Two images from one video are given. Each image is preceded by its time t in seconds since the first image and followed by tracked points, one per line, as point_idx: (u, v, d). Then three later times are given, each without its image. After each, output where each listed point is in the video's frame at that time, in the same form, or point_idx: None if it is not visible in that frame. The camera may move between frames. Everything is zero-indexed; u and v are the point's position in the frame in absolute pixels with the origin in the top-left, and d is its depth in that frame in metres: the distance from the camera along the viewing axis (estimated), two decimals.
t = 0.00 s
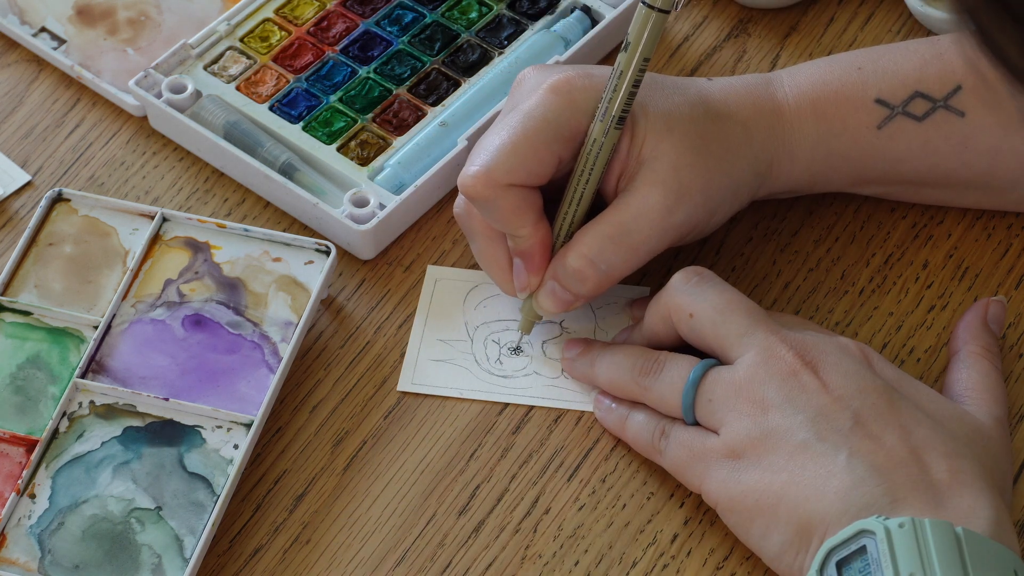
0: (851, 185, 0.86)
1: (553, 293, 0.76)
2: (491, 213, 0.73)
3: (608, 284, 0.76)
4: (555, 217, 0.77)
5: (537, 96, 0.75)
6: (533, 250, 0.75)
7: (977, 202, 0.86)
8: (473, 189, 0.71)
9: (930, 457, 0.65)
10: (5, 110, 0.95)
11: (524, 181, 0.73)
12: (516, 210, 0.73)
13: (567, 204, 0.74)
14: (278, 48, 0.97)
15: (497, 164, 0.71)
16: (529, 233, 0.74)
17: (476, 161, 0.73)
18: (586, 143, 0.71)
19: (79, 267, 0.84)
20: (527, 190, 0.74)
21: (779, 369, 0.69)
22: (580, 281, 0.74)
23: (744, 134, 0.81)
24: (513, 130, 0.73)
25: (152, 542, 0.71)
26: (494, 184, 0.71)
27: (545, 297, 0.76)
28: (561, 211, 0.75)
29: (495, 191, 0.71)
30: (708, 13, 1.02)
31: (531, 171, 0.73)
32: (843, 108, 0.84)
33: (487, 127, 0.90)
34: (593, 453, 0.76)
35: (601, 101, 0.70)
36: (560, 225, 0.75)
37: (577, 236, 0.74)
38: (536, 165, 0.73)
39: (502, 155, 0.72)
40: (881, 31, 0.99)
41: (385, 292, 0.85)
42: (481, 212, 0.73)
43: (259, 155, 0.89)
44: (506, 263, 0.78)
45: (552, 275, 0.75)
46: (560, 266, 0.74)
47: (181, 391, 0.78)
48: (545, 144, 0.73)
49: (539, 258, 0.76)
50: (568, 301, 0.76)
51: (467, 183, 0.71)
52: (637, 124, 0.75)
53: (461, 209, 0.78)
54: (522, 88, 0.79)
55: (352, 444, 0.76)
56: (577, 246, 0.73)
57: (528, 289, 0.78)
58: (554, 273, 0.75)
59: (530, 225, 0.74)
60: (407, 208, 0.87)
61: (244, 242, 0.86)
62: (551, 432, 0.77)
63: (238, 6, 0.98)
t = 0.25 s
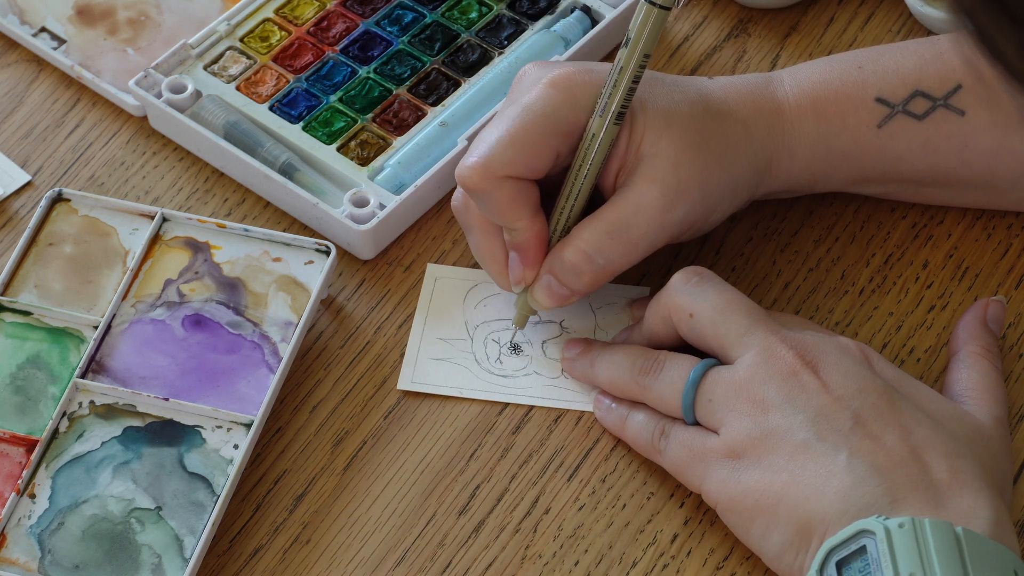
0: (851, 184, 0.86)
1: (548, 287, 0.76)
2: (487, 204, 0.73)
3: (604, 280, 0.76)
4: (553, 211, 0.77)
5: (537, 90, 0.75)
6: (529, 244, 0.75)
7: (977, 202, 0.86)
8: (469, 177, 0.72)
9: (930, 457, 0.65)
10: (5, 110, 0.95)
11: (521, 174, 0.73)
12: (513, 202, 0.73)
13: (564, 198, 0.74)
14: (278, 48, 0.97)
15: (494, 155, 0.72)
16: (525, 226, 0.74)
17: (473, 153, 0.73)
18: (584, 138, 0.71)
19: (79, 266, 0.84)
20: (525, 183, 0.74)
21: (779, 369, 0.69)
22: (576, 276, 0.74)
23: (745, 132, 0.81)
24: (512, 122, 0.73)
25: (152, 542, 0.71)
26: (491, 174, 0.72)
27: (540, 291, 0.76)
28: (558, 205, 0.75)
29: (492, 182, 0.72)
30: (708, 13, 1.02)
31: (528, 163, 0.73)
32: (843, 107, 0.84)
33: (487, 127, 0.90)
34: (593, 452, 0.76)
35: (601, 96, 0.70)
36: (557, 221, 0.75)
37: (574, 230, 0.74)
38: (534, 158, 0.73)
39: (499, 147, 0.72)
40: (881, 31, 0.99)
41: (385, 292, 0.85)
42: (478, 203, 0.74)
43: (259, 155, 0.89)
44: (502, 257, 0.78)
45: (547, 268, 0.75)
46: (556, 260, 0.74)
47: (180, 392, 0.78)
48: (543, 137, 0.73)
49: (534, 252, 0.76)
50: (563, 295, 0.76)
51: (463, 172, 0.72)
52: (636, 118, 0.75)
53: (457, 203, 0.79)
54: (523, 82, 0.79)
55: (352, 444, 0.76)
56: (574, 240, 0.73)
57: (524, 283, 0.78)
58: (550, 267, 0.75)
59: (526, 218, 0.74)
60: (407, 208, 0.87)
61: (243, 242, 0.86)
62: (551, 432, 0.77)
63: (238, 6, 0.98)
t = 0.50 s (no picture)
0: (852, 186, 0.86)
1: (545, 298, 0.75)
2: (485, 215, 0.73)
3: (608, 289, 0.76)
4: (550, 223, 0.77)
5: (537, 100, 0.75)
6: (527, 255, 0.75)
7: (978, 203, 0.86)
8: (467, 187, 0.71)
9: (929, 458, 0.65)
10: (5, 110, 0.96)
11: (519, 184, 0.73)
12: (511, 213, 0.73)
13: (562, 208, 0.74)
14: (278, 48, 0.97)
15: (493, 165, 0.71)
16: (521, 238, 0.74)
17: (471, 163, 0.73)
18: (583, 149, 0.71)
19: (79, 266, 0.84)
20: (522, 194, 0.74)
21: (779, 371, 0.69)
22: (579, 285, 0.74)
23: (745, 139, 0.81)
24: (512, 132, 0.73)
25: (152, 542, 0.71)
26: (490, 184, 0.71)
27: (537, 302, 0.76)
28: (556, 218, 0.75)
29: (490, 191, 0.72)
30: (708, 13, 1.01)
31: (528, 172, 0.73)
32: (843, 112, 0.84)
33: (487, 128, 0.90)
34: (593, 453, 0.76)
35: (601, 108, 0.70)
36: (554, 232, 0.75)
37: (574, 241, 0.74)
38: (533, 167, 0.73)
39: (498, 157, 0.72)
40: (881, 31, 0.99)
41: (385, 293, 0.85)
42: (476, 214, 0.73)
43: (259, 155, 0.89)
44: (499, 267, 0.78)
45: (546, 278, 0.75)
46: (556, 270, 0.74)
47: (180, 392, 0.78)
48: (543, 146, 0.73)
49: (530, 264, 0.75)
50: (562, 306, 0.76)
51: (462, 181, 0.72)
52: (636, 129, 0.75)
53: (457, 212, 0.79)
54: (523, 91, 0.79)
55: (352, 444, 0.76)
56: (576, 250, 0.73)
57: (520, 294, 0.77)
58: (549, 278, 0.75)
59: (523, 229, 0.73)
60: (407, 208, 0.87)
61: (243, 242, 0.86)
62: (551, 432, 0.77)
63: (238, 6, 0.98)
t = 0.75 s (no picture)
0: (853, 183, 0.86)
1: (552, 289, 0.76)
2: (492, 209, 0.73)
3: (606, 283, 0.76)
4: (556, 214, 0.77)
5: (539, 93, 0.75)
6: (535, 246, 0.75)
7: (977, 203, 0.86)
8: (473, 183, 0.72)
9: (929, 458, 0.65)
10: (5, 110, 0.95)
11: (524, 178, 0.73)
12: (518, 207, 0.73)
13: (568, 199, 0.74)
14: (278, 48, 0.97)
15: (497, 162, 0.71)
16: (529, 230, 0.74)
17: (476, 158, 0.73)
18: (587, 139, 0.71)
19: (79, 266, 0.84)
20: (528, 187, 0.74)
21: (779, 371, 0.69)
22: (578, 278, 0.74)
23: (746, 134, 0.81)
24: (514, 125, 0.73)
25: (152, 542, 0.71)
26: (494, 179, 0.71)
27: (546, 293, 0.76)
28: (562, 208, 0.75)
29: (496, 187, 0.72)
30: (708, 13, 1.01)
31: (528, 171, 0.73)
32: (844, 107, 0.84)
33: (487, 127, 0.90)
34: (593, 453, 0.76)
35: (604, 98, 0.70)
36: (561, 222, 0.75)
37: (577, 231, 0.74)
38: (537, 161, 0.73)
39: (502, 152, 0.72)
40: (881, 31, 0.99)
41: (385, 292, 0.85)
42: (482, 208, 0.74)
43: (259, 155, 0.89)
44: (507, 260, 0.78)
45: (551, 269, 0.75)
46: (560, 262, 0.74)
47: (181, 392, 0.78)
48: (543, 146, 0.73)
49: (539, 254, 0.76)
50: (567, 296, 0.76)
51: (467, 177, 0.72)
52: (639, 120, 0.75)
53: (462, 205, 0.78)
54: (523, 84, 0.79)
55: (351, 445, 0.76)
56: (576, 241, 0.73)
57: (530, 285, 0.77)
58: (555, 269, 0.75)
59: (530, 222, 0.74)
60: (407, 208, 0.87)
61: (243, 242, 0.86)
62: (551, 432, 0.77)
63: (238, 6, 0.98)
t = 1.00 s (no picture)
0: (852, 187, 0.86)
1: (547, 297, 0.76)
2: (486, 213, 0.73)
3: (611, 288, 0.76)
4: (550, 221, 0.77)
5: (538, 98, 0.75)
6: (528, 254, 0.75)
7: (978, 203, 0.86)
8: (468, 186, 0.71)
9: (929, 458, 0.65)
10: (5, 110, 0.96)
11: (519, 182, 0.73)
12: (512, 211, 0.73)
13: (564, 207, 0.74)
14: (278, 48, 0.97)
15: (493, 163, 0.71)
16: (523, 236, 0.74)
17: (472, 161, 0.73)
18: (585, 148, 0.71)
19: (79, 267, 0.84)
20: (523, 192, 0.73)
21: (779, 371, 0.69)
22: (579, 286, 0.75)
23: (745, 139, 0.81)
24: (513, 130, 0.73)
25: (152, 542, 0.71)
26: (490, 183, 0.71)
27: (536, 298, 0.76)
28: (557, 217, 0.75)
29: (491, 190, 0.71)
30: (708, 12, 1.01)
31: (527, 172, 0.73)
32: (843, 112, 0.84)
33: (487, 127, 0.90)
34: (593, 452, 0.76)
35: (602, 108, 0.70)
36: (555, 232, 0.75)
37: (577, 241, 0.74)
38: (533, 166, 0.73)
39: (499, 155, 0.72)
40: (881, 31, 0.99)
41: (385, 292, 0.85)
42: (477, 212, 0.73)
43: (259, 155, 0.89)
44: (500, 265, 0.78)
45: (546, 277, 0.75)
46: (558, 270, 0.74)
47: (179, 391, 0.78)
48: (543, 147, 0.73)
49: (532, 262, 0.75)
50: (562, 305, 0.76)
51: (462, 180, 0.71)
52: (637, 128, 0.75)
53: (457, 211, 0.79)
54: (522, 90, 0.79)
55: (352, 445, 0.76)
56: (577, 250, 0.74)
57: (521, 293, 0.77)
58: (550, 277, 0.75)
59: (524, 228, 0.73)
60: (407, 208, 0.87)
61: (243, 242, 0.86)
62: (551, 432, 0.77)
63: (238, 6, 0.98)
